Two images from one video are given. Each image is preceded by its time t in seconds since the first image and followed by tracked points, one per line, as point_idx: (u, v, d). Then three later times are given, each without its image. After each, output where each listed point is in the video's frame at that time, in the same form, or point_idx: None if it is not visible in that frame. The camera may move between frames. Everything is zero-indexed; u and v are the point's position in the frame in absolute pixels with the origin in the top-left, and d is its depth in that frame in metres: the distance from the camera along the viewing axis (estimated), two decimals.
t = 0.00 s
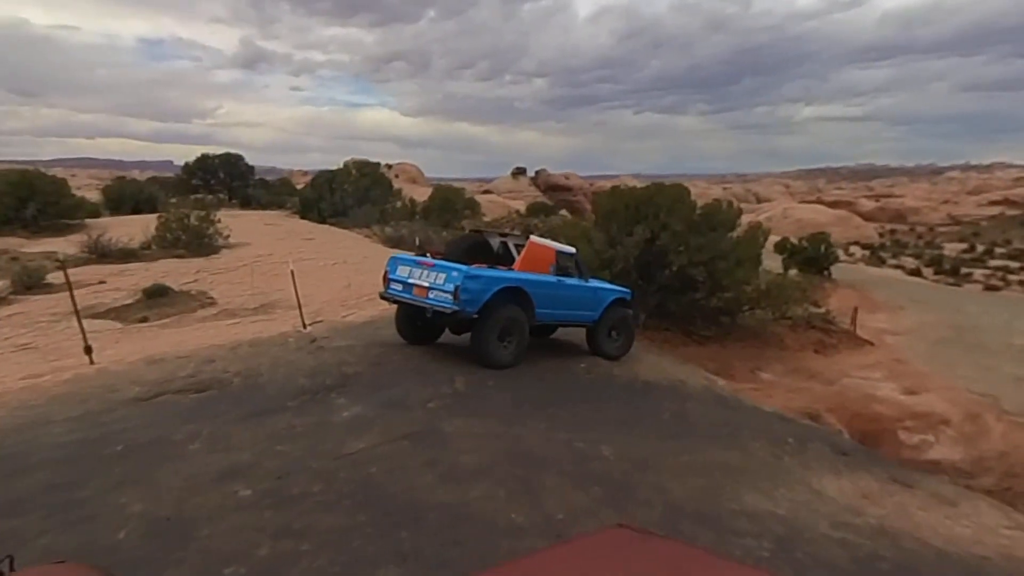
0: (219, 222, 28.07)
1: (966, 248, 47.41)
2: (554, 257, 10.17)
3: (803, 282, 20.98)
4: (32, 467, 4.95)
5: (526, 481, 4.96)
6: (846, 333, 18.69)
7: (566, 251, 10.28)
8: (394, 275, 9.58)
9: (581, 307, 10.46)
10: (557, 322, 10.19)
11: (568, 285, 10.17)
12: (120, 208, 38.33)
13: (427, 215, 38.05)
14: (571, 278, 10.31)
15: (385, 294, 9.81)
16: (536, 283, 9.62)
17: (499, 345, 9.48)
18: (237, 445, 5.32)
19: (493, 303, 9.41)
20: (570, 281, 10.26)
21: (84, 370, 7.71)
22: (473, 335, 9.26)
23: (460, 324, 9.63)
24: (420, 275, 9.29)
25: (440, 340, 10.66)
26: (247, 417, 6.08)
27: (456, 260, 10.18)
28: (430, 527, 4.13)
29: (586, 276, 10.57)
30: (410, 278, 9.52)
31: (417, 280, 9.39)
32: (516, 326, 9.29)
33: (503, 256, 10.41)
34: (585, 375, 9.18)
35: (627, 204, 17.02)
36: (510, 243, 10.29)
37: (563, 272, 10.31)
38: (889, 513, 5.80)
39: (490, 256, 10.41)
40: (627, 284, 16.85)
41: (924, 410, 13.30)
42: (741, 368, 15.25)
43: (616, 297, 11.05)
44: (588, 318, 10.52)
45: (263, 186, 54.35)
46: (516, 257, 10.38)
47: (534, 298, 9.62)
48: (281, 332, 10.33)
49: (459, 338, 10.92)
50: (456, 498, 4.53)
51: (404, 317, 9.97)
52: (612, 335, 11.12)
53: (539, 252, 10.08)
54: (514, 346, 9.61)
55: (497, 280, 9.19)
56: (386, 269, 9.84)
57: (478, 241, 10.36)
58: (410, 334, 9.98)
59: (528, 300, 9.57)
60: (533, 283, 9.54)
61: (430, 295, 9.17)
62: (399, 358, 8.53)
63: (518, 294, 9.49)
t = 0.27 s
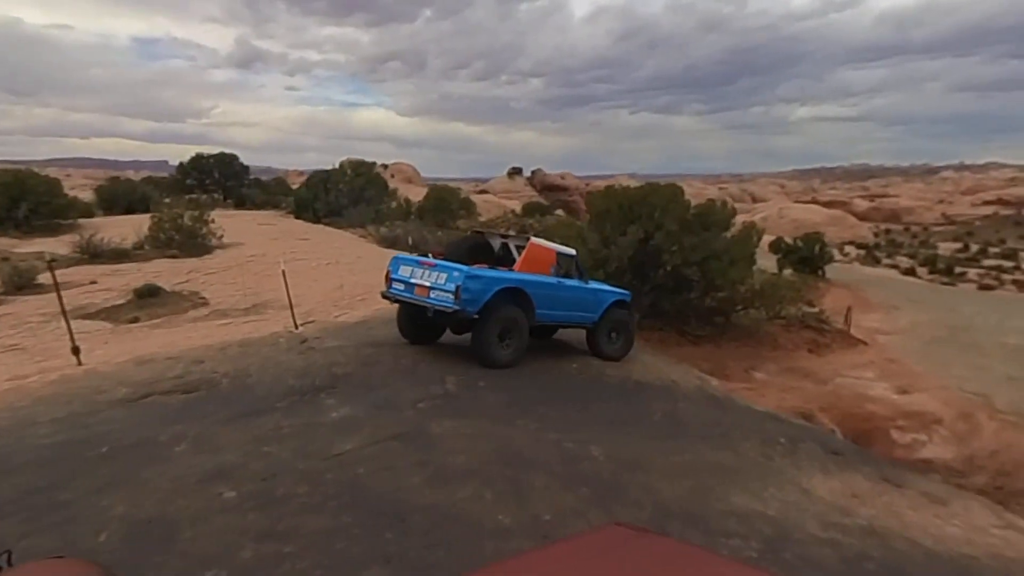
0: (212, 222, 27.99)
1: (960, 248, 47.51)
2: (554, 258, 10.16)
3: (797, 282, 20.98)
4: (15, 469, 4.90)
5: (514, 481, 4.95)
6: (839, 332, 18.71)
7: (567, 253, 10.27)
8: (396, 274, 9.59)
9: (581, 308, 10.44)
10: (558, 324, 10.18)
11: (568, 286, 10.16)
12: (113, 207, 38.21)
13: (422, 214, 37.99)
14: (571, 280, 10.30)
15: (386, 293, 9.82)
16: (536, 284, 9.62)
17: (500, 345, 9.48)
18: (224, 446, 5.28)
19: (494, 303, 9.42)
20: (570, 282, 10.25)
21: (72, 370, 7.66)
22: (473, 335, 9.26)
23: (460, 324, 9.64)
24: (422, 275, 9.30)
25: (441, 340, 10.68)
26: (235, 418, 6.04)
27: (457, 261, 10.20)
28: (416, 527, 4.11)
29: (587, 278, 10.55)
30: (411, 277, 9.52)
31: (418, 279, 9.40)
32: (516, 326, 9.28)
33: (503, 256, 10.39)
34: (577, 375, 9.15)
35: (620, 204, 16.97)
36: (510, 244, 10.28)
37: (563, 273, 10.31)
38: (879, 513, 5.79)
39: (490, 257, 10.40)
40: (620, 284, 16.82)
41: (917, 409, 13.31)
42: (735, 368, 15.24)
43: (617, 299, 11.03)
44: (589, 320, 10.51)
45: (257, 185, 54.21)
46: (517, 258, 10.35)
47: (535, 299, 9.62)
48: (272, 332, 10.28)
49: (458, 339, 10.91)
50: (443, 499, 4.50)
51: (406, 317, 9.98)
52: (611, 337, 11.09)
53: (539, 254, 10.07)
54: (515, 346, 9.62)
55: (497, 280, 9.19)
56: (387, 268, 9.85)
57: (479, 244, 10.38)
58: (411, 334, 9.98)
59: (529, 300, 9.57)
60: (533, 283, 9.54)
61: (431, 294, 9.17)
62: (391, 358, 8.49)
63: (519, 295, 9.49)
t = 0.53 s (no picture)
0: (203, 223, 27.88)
1: (951, 248, 47.69)
2: (555, 260, 10.20)
3: (789, 282, 21.01)
4: None
5: (503, 482, 4.92)
6: (831, 331, 18.74)
7: (568, 255, 10.31)
8: (400, 274, 9.72)
9: (582, 310, 10.51)
10: (559, 325, 10.26)
11: (570, 288, 10.23)
12: (103, 207, 38.06)
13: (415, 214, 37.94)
14: (573, 282, 10.36)
15: (390, 293, 9.95)
16: (537, 285, 9.72)
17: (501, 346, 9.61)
18: (211, 448, 5.25)
19: (495, 303, 9.54)
20: (571, 284, 10.33)
21: (59, 372, 7.61)
22: (475, 336, 9.39)
23: (462, 325, 9.75)
24: (424, 275, 9.42)
25: (443, 341, 10.81)
26: (223, 420, 6.00)
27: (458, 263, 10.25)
28: (403, 530, 4.08)
29: (588, 280, 10.61)
30: (415, 278, 9.65)
31: (421, 280, 9.52)
32: (517, 327, 9.38)
33: (504, 257, 10.37)
34: (568, 374, 9.13)
35: (612, 204, 16.96)
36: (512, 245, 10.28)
37: (564, 275, 10.36)
38: (869, 512, 5.79)
39: (491, 258, 10.38)
40: (611, 284, 16.77)
41: (907, 408, 13.35)
42: (727, 367, 15.25)
43: (619, 301, 11.09)
44: (590, 321, 10.58)
45: (249, 185, 54.05)
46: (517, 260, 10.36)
47: (536, 300, 9.72)
48: (262, 333, 10.24)
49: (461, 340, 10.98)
50: (431, 502, 4.48)
51: (410, 318, 10.11)
52: (612, 339, 11.15)
53: (540, 256, 10.09)
54: (516, 346, 9.75)
55: (499, 281, 9.29)
56: (391, 268, 9.98)
57: (480, 245, 10.35)
58: (414, 335, 10.11)
59: (529, 302, 9.67)
60: (534, 285, 9.63)
61: (434, 295, 9.29)
62: (382, 359, 8.47)
63: (520, 296, 9.60)
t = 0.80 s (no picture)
0: (190, 223, 27.71)
1: (939, 246, 47.92)
2: (555, 261, 10.43)
3: (778, 281, 21.06)
4: None
5: (492, 483, 4.88)
6: (819, 330, 18.80)
7: (567, 258, 10.56)
8: (402, 275, 9.94)
9: (582, 311, 10.71)
10: (558, 326, 10.47)
11: (569, 290, 10.43)
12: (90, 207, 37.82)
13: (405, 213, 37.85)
14: (572, 283, 10.56)
15: (392, 293, 10.17)
16: (537, 287, 9.92)
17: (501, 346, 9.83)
18: (197, 451, 5.19)
19: (496, 304, 9.75)
20: (571, 286, 10.53)
21: (42, 375, 7.52)
22: (476, 335, 9.62)
23: (463, 325, 9.97)
24: (427, 276, 9.63)
25: (443, 340, 11.02)
26: (209, 423, 5.94)
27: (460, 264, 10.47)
28: (390, 532, 4.04)
29: (588, 282, 10.80)
30: (417, 278, 9.88)
31: (423, 280, 9.74)
32: (517, 328, 9.59)
33: (505, 259, 10.56)
34: (557, 374, 9.12)
35: (602, 204, 16.94)
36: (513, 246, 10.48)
37: (563, 276, 10.59)
38: (857, 510, 5.79)
39: (492, 259, 10.56)
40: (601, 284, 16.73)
41: (896, 406, 13.39)
42: (716, 367, 15.27)
43: (618, 302, 11.29)
44: (590, 322, 10.78)
45: (238, 185, 53.78)
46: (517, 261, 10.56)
47: (535, 301, 9.92)
48: (250, 334, 10.18)
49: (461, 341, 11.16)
50: (419, 504, 4.44)
51: (412, 318, 10.32)
52: (611, 341, 11.33)
53: (541, 257, 10.31)
54: (516, 345, 9.99)
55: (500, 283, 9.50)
56: (394, 269, 10.19)
57: (481, 246, 10.53)
58: (416, 334, 10.33)
59: (529, 303, 9.88)
60: (534, 286, 9.84)
61: (435, 296, 9.51)
62: (370, 360, 8.43)
63: (520, 298, 9.81)
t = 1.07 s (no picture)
0: (179, 223, 27.56)
1: (928, 245, 48.09)
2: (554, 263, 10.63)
3: (768, 280, 21.10)
4: None
5: (478, 485, 4.85)
6: (810, 329, 18.85)
7: (568, 259, 10.74)
8: (402, 275, 10.20)
9: (580, 312, 10.91)
10: (557, 326, 10.68)
11: (567, 291, 10.63)
12: (79, 207, 37.61)
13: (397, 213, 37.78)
14: (571, 284, 10.76)
15: (393, 293, 10.43)
16: (535, 287, 10.15)
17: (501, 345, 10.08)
18: (180, 455, 5.14)
19: (495, 304, 9.99)
20: (570, 287, 10.74)
21: (25, 377, 7.45)
22: (477, 336, 9.88)
23: (463, 325, 10.24)
24: (427, 277, 9.90)
25: (443, 340, 11.26)
26: (194, 425, 5.90)
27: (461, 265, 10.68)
28: (374, 537, 3.99)
29: (586, 283, 10.99)
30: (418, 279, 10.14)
31: (423, 281, 10.01)
32: (516, 328, 9.83)
33: (506, 260, 10.78)
34: (546, 374, 9.10)
35: (593, 204, 16.94)
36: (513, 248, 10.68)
37: (562, 277, 10.80)
38: (845, 510, 5.78)
39: (492, 259, 10.78)
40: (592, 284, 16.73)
41: (885, 405, 13.42)
42: (707, 366, 15.29)
43: (617, 303, 11.49)
44: (588, 323, 10.99)
45: (228, 185, 53.56)
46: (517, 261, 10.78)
47: (534, 302, 10.18)
48: (237, 335, 10.12)
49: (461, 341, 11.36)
50: (403, 507, 4.39)
51: (412, 318, 10.58)
52: (610, 341, 11.50)
53: (540, 259, 10.51)
54: (516, 344, 10.26)
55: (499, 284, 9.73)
56: (394, 269, 10.46)
57: (482, 246, 10.73)
58: (416, 334, 10.58)
59: (527, 303, 10.11)
60: (532, 287, 10.08)
61: (435, 296, 9.77)
62: (359, 360, 8.39)
63: (518, 298, 10.06)
